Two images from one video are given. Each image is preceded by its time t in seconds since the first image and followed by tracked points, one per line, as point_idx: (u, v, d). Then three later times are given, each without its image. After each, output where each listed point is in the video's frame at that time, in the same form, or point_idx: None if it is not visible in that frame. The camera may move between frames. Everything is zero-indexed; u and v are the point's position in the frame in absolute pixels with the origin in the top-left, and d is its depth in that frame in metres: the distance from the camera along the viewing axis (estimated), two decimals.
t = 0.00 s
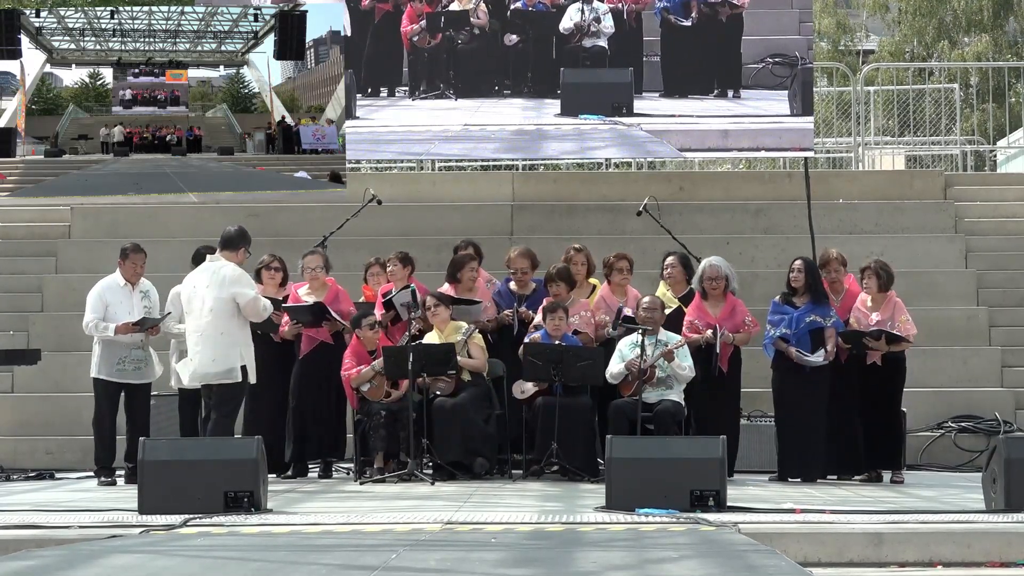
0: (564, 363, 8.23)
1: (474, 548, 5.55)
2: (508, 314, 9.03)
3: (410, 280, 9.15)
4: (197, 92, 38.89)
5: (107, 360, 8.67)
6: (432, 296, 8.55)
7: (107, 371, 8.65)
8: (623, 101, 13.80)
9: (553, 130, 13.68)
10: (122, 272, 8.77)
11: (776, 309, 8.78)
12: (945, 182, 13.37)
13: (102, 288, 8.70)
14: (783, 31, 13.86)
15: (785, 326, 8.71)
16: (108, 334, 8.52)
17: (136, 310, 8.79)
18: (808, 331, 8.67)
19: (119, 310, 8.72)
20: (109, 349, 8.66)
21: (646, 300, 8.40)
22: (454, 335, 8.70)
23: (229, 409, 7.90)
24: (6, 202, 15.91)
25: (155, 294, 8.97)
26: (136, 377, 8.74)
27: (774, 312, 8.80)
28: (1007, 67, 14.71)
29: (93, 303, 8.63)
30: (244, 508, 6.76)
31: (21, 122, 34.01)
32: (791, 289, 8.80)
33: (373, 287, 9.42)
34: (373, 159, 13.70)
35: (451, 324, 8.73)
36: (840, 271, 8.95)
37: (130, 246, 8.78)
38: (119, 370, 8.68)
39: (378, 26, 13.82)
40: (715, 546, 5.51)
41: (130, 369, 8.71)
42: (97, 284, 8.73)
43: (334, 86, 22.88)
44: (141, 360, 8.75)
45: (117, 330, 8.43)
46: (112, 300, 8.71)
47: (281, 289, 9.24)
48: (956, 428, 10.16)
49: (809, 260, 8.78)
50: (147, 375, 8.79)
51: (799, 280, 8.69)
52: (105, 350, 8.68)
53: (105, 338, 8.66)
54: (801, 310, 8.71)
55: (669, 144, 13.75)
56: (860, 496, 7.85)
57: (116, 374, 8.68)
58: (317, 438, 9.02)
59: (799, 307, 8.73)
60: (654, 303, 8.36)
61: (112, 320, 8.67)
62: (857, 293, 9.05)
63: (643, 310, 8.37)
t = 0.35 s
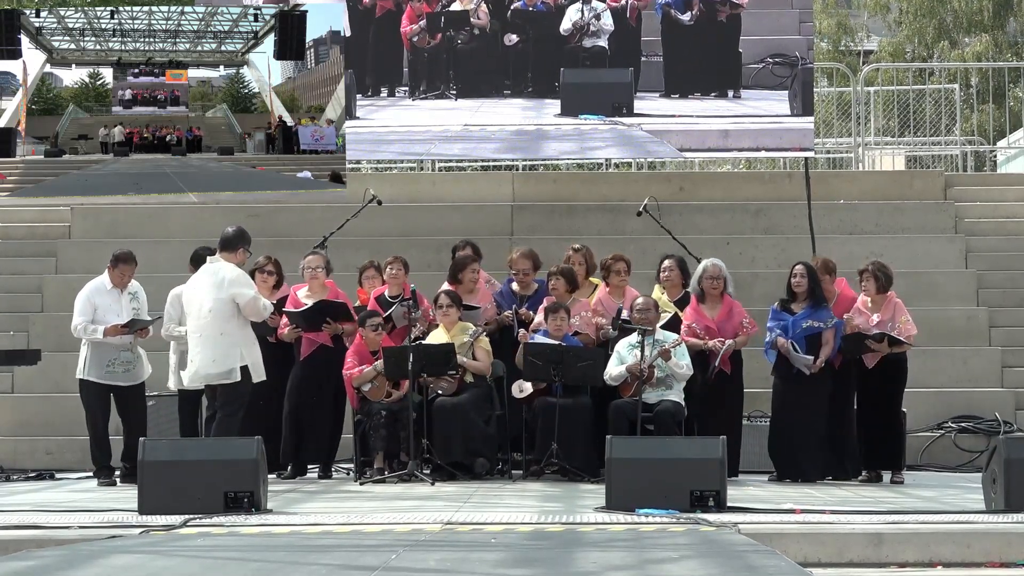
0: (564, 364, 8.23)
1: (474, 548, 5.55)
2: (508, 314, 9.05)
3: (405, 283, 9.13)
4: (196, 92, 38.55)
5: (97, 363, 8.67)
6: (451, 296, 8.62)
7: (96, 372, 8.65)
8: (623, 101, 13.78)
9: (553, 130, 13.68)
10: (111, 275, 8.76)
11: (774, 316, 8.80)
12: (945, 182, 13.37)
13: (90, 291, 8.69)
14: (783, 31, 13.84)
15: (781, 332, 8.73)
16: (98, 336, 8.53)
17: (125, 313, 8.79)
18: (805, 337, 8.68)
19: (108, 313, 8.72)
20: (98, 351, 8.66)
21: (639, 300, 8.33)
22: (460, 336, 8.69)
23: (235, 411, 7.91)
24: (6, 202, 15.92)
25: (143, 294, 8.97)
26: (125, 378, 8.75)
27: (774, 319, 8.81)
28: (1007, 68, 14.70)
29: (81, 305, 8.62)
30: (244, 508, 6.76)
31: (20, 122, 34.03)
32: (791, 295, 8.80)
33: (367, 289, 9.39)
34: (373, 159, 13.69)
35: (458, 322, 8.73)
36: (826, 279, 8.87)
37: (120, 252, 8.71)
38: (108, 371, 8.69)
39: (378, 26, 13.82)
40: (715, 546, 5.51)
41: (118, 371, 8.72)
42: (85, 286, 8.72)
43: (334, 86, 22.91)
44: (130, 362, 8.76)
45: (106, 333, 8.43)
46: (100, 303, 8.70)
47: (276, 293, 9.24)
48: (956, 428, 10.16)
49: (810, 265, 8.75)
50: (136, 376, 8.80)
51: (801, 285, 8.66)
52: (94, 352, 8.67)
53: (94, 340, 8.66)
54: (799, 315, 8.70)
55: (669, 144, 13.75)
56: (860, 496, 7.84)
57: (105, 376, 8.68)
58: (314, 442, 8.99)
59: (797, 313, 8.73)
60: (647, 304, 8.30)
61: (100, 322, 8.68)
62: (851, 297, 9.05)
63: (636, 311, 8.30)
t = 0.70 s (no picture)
0: (564, 364, 8.23)
1: (474, 548, 5.55)
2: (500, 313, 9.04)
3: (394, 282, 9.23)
4: (196, 92, 38.91)
5: (94, 363, 8.68)
6: (469, 296, 8.62)
7: (92, 373, 8.66)
8: (623, 101, 13.78)
9: (553, 130, 13.68)
10: (109, 276, 8.77)
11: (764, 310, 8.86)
12: (945, 182, 13.37)
13: (87, 290, 8.69)
14: (783, 30, 13.84)
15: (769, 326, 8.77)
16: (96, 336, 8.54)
17: (122, 313, 8.81)
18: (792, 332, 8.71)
19: (106, 313, 8.73)
20: (95, 351, 8.66)
21: (633, 301, 8.33)
22: (472, 336, 8.68)
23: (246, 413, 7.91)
24: (7, 202, 15.93)
25: (140, 294, 8.98)
26: (120, 379, 8.76)
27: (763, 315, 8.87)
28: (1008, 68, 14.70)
29: (80, 305, 8.63)
30: (243, 508, 6.76)
31: (20, 122, 34.05)
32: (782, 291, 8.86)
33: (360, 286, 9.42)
34: (372, 159, 13.70)
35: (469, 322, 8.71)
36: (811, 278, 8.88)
37: (119, 254, 8.71)
38: (104, 372, 8.70)
39: (377, 26, 13.83)
40: (715, 546, 5.51)
41: (115, 371, 8.73)
42: (83, 286, 8.72)
43: (334, 86, 22.93)
44: (126, 362, 8.78)
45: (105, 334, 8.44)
46: (98, 303, 8.71)
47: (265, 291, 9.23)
48: (955, 428, 10.16)
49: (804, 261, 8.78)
50: (131, 377, 8.82)
51: (792, 280, 8.70)
52: (92, 352, 8.68)
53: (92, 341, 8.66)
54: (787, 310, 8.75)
55: (669, 144, 13.75)
56: (860, 496, 7.85)
57: (101, 376, 8.70)
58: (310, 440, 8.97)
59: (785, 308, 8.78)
60: (642, 304, 8.30)
61: (98, 322, 8.68)
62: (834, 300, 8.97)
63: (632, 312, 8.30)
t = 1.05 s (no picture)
0: (564, 364, 8.23)
1: (474, 548, 5.55)
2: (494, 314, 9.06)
3: (384, 284, 9.18)
4: (200, 93, 40.40)
5: (95, 363, 8.67)
6: (479, 295, 8.64)
7: (94, 372, 8.65)
8: (623, 101, 13.78)
9: (553, 130, 13.69)
10: (110, 276, 8.77)
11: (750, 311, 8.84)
12: (945, 182, 13.37)
13: (89, 291, 8.70)
14: (783, 30, 13.85)
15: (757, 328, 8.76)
16: (98, 336, 8.53)
17: (124, 313, 8.81)
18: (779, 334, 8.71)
19: (107, 313, 8.73)
20: (96, 351, 8.66)
21: (633, 302, 8.33)
22: (479, 337, 8.71)
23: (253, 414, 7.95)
24: (7, 202, 15.95)
25: (140, 294, 8.99)
26: (121, 379, 8.75)
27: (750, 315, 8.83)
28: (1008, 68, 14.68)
29: (81, 305, 8.62)
30: (243, 509, 6.75)
31: (20, 122, 34.07)
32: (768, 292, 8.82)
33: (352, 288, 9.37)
34: (373, 160, 13.68)
35: (479, 324, 8.75)
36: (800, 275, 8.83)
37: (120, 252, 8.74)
38: (106, 372, 8.69)
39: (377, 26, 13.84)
40: (715, 546, 5.52)
41: (116, 371, 8.73)
42: (85, 286, 8.72)
43: (334, 86, 22.94)
44: (128, 362, 8.77)
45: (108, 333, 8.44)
46: (100, 303, 8.71)
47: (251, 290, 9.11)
48: (956, 428, 10.16)
49: (790, 262, 8.73)
50: (133, 377, 8.82)
51: (780, 281, 8.67)
52: (93, 352, 8.67)
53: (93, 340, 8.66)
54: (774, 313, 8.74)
55: (669, 144, 13.76)
56: (859, 496, 7.85)
57: (102, 376, 8.69)
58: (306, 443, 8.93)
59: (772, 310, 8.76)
60: (642, 304, 8.30)
61: (99, 322, 8.68)
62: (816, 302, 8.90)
63: (633, 312, 8.29)
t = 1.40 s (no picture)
0: (564, 364, 8.22)
1: (474, 548, 5.55)
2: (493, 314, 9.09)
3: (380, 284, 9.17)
4: (196, 92, 40.61)
5: (106, 362, 8.67)
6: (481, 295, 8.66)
7: (106, 372, 8.65)
8: (623, 101, 13.78)
9: (553, 130, 13.70)
10: (119, 275, 8.78)
11: (746, 308, 8.85)
12: (945, 182, 13.38)
13: (98, 290, 8.69)
14: (783, 30, 13.85)
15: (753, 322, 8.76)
16: (108, 335, 8.53)
17: (133, 312, 8.81)
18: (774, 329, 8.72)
19: (116, 313, 8.72)
20: (106, 350, 8.65)
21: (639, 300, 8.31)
22: (480, 337, 8.73)
23: (261, 413, 7.95)
24: (7, 202, 15.95)
25: (148, 293, 8.99)
26: (133, 377, 8.76)
27: (744, 311, 8.85)
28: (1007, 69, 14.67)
29: (89, 305, 8.62)
30: (243, 509, 6.75)
31: (20, 122, 34.06)
32: (761, 288, 8.85)
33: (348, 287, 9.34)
34: (372, 159, 13.68)
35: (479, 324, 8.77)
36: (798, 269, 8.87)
37: (127, 249, 8.78)
38: (117, 371, 8.69)
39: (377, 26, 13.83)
40: (715, 547, 5.51)
41: (127, 370, 8.73)
42: (93, 286, 8.71)
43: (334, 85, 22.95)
44: (139, 361, 8.77)
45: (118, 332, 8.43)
46: (109, 302, 8.70)
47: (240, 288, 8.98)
48: (956, 428, 10.17)
49: (782, 257, 8.79)
50: (144, 376, 8.82)
51: (774, 278, 8.70)
52: (103, 352, 8.67)
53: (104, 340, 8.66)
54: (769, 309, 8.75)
55: (668, 144, 13.75)
56: (859, 496, 7.85)
57: (113, 376, 8.69)
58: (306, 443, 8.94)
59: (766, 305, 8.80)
60: (647, 303, 8.28)
61: (109, 321, 8.68)
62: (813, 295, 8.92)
63: (636, 310, 8.28)
